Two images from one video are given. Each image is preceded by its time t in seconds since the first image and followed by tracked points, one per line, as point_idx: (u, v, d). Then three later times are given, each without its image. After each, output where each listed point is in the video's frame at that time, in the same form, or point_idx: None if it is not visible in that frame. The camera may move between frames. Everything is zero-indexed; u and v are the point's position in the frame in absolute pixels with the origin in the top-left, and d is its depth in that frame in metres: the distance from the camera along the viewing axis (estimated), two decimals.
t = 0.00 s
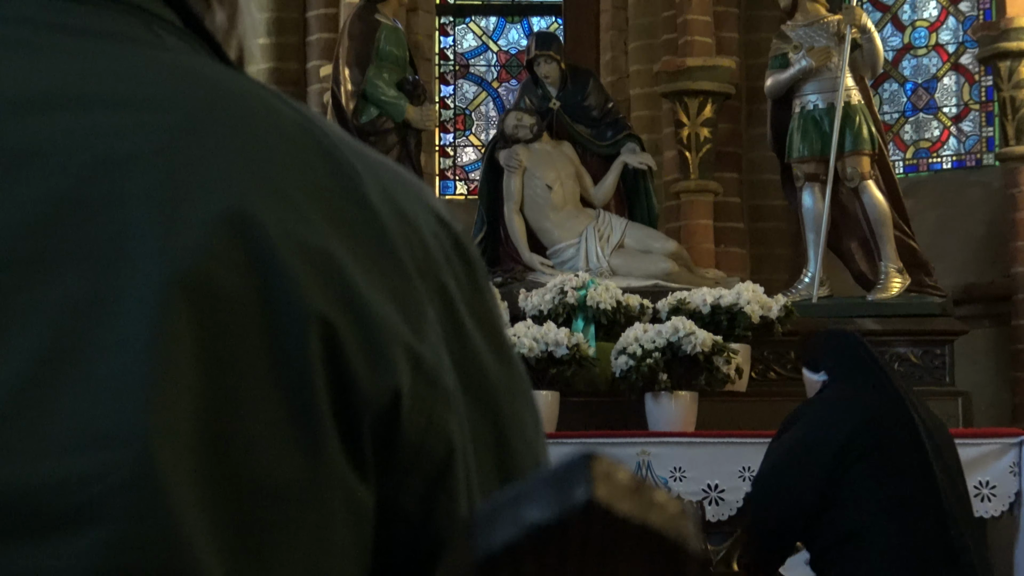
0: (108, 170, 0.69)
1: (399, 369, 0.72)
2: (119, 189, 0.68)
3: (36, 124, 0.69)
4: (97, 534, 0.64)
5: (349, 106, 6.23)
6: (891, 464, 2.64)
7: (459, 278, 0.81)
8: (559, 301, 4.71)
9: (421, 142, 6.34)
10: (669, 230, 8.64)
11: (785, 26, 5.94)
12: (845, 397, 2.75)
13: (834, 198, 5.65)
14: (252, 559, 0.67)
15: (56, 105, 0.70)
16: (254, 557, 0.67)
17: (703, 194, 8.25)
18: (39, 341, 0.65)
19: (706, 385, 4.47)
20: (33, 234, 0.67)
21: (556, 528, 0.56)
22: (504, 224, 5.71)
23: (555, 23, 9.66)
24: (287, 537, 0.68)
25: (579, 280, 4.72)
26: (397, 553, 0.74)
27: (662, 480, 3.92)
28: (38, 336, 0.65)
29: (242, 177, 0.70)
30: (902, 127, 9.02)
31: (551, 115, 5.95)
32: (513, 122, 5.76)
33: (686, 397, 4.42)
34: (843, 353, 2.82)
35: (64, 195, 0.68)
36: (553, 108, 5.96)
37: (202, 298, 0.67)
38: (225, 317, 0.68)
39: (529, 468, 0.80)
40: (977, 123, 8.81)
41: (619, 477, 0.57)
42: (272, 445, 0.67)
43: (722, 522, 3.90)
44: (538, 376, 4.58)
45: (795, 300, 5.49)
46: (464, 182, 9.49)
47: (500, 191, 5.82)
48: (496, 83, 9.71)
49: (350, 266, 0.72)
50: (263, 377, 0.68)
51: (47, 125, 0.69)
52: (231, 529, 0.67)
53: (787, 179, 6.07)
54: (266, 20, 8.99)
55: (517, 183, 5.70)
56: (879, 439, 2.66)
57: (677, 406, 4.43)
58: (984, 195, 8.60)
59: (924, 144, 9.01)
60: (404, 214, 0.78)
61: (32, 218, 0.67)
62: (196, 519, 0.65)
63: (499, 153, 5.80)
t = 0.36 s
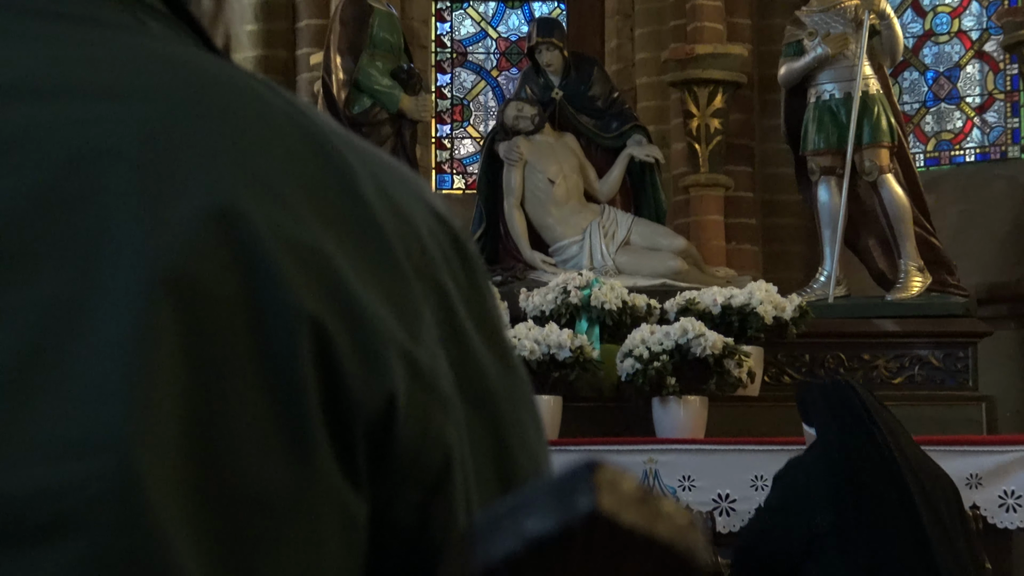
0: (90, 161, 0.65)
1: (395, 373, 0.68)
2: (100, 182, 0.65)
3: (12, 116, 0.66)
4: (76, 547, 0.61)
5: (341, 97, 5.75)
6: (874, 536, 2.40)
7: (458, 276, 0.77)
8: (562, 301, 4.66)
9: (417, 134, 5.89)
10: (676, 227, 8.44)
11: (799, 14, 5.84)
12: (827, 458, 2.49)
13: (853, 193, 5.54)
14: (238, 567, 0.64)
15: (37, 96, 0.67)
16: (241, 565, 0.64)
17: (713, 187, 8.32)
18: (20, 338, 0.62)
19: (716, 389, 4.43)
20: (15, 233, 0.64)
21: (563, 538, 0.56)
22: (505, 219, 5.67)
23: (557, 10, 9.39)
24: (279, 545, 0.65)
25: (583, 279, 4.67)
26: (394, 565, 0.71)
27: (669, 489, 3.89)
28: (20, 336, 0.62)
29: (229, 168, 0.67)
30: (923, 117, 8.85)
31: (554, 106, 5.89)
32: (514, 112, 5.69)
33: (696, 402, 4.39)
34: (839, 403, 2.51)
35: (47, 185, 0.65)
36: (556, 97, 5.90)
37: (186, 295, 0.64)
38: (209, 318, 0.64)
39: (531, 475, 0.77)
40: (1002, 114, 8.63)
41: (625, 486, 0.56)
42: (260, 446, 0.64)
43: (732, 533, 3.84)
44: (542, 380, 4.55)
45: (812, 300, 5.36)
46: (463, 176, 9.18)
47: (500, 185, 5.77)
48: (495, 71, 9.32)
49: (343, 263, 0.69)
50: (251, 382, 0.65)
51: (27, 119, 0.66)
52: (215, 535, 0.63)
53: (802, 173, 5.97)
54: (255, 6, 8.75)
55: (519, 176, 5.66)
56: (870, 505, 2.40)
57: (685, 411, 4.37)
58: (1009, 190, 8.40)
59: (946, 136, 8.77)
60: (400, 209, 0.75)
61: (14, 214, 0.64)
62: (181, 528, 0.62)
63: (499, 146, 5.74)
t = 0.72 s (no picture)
0: (78, 157, 0.64)
1: (392, 374, 0.67)
2: (89, 177, 0.64)
3: None
4: (61, 551, 0.59)
5: (337, 92, 5.72)
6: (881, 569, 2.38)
7: (456, 274, 0.76)
8: (563, 301, 4.64)
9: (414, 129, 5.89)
10: (680, 224, 8.41)
11: (806, 6, 5.81)
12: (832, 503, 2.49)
13: (861, 188, 5.52)
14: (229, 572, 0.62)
15: (26, 87, 0.65)
16: (232, 570, 0.62)
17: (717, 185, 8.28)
18: (7, 337, 0.61)
19: (721, 391, 4.41)
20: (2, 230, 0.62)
21: (562, 543, 0.55)
22: (505, 217, 5.66)
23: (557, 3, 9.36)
24: (271, 549, 0.63)
25: (584, 278, 4.65)
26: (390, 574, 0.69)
27: (672, 493, 3.87)
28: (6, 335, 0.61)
29: (221, 165, 0.65)
30: (933, 113, 8.82)
31: (555, 101, 5.87)
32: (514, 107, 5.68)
33: (699, 404, 4.38)
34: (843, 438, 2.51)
35: (36, 178, 0.63)
36: (557, 92, 5.88)
37: (177, 292, 0.63)
38: (198, 320, 0.63)
39: (531, 482, 0.75)
40: (1014, 110, 8.62)
41: (629, 489, 0.55)
42: (253, 450, 0.63)
43: (738, 538, 3.83)
44: (541, 381, 4.53)
45: (819, 300, 5.36)
46: (462, 173, 9.18)
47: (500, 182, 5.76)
48: (494, 65, 9.30)
49: (339, 263, 0.68)
50: (244, 385, 0.63)
51: (14, 111, 0.64)
52: (207, 542, 0.62)
53: (810, 170, 5.94)
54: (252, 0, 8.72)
55: (518, 172, 5.64)
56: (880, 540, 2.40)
57: (689, 413, 4.37)
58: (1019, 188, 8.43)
59: (956, 131, 8.75)
60: (400, 209, 0.73)
61: None
62: (172, 533, 0.61)
63: (499, 142, 5.74)
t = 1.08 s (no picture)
0: (78, 156, 0.64)
1: (392, 373, 0.67)
2: (89, 178, 0.64)
3: None
4: (62, 551, 0.59)
5: (337, 92, 5.72)
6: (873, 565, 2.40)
7: (456, 274, 0.76)
8: (563, 301, 4.64)
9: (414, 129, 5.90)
10: (680, 224, 8.40)
11: (806, 6, 5.82)
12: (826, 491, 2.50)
13: (861, 188, 5.52)
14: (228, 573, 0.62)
15: (26, 88, 0.65)
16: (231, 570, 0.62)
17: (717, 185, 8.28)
18: (8, 337, 0.61)
19: (721, 391, 4.41)
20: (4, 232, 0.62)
21: (562, 542, 0.55)
22: (504, 217, 5.66)
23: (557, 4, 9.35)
24: (271, 549, 0.63)
25: (584, 278, 4.64)
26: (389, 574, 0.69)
27: (672, 493, 3.88)
28: (6, 332, 0.61)
29: (222, 165, 0.65)
30: (933, 113, 8.82)
31: (555, 101, 5.87)
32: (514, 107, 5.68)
33: (699, 404, 4.38)
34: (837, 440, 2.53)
35: (37, 178, 0.63)
36: (557, 92, 5.89)
37: (176, 292, 0.63)
38: (200, 318, 0.63)
39: (532, 481, 0.75)
40: (1014, 110, 8.62)
41: (628, 490, 0.55)
42: (252, 450, 0.63)
43: (738, 538, 3.82)
44: (541, 382, 4.53)
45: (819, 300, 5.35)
46: (462, 173, 9.18)
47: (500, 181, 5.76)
48: (494, 65, 9.30)
49: (339, 263, 0.67)
50: (245, 386, 0.63)
51: (15, 113, 0.64)
52: (206, 544, 0.62)
53: (810, 170, 5.94)
54: None
55: (518, 172, 5.64)
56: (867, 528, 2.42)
57: (689, 413, 4.37)
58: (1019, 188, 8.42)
59: (957, 131, 8.74)
60: (400, 209, 0.73)
61: None
62: (171, 533, 0.61)
63: (499, 142, 5.73)
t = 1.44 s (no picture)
0: (78, 154, 0.64)
1: (393, 373, 0.67)
2: (88, 175, 0.64)
3: None
4: (63, 550, 0.59)
5: (337, 92, 5.73)
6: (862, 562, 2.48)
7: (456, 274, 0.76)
8: (563, 301, 4.64)
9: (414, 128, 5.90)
10: (680, 224, 8.39)
11: (806, 7, 5.82)
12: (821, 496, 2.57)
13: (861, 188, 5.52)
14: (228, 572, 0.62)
15: (25, 84, 0.65)
16: (232, 568, 0.62)
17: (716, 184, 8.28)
18: (7, 334, 0.61)
19: (720, 391, 4.39)
20: (3, 229, 0.62)
21: (563, 542, 0.55)
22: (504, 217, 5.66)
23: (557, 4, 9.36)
24: (270, 550, 0.63)
25: (584, 278, 4.65)
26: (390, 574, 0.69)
27: (672, 493, 3.87)
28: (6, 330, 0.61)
29: (220, 165, 0.65)
30: (933, 113, 8.82)
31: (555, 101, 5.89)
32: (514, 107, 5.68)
33: (699, 404, 4.38)
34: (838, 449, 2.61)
35: (38, 177, 0.63)
36: (557, 92, 5.89)
37: (176, 292, 0.63)
38: (200, 318, 0.63)
39: (532, 479, 0.75)
40: (1014, 109, 8.63)
41: (628, 489, 0.55)
42: (251, 449, 0.63)
43: (738, 537, 3.82)
44: (541, 382, 4.53)
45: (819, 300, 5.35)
46: (462, 173, 9.18)
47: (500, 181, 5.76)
48: (494, 65, 9.31)
49: (340, 263, 0.67)
50: (245, 384, 0.63)
51: (14, 112, 0.64)
52: (205, 544, 0.62)
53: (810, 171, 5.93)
54: None
55: (518, 172, 5.64)
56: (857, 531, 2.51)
57: (690, 412, 4.38)
58: (1019, 188, 8.43)
59: (957, 131, 8.75)
60: (400, 209, 0.73)
61: None
62: (170, 534, 0.61)
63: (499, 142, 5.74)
